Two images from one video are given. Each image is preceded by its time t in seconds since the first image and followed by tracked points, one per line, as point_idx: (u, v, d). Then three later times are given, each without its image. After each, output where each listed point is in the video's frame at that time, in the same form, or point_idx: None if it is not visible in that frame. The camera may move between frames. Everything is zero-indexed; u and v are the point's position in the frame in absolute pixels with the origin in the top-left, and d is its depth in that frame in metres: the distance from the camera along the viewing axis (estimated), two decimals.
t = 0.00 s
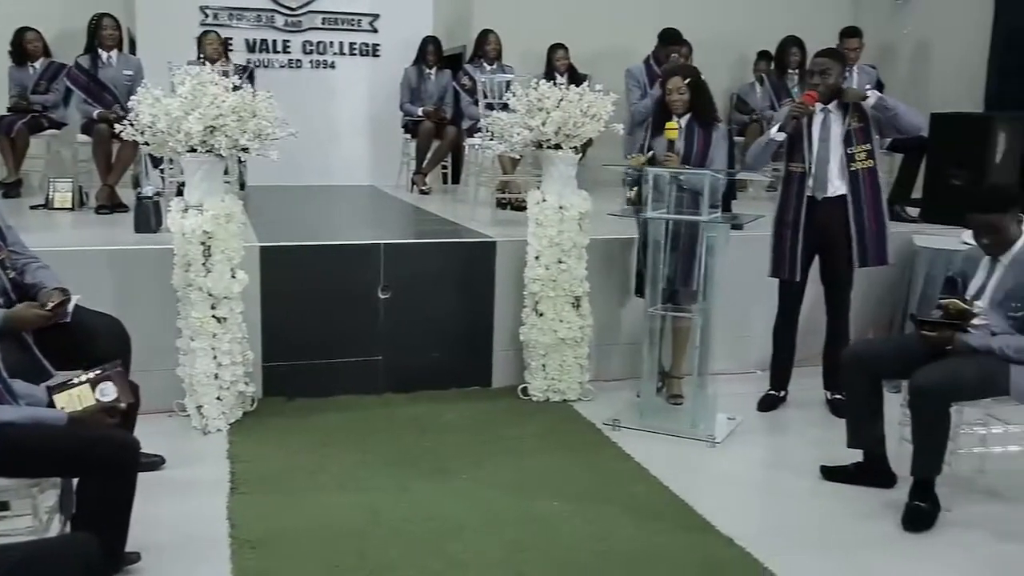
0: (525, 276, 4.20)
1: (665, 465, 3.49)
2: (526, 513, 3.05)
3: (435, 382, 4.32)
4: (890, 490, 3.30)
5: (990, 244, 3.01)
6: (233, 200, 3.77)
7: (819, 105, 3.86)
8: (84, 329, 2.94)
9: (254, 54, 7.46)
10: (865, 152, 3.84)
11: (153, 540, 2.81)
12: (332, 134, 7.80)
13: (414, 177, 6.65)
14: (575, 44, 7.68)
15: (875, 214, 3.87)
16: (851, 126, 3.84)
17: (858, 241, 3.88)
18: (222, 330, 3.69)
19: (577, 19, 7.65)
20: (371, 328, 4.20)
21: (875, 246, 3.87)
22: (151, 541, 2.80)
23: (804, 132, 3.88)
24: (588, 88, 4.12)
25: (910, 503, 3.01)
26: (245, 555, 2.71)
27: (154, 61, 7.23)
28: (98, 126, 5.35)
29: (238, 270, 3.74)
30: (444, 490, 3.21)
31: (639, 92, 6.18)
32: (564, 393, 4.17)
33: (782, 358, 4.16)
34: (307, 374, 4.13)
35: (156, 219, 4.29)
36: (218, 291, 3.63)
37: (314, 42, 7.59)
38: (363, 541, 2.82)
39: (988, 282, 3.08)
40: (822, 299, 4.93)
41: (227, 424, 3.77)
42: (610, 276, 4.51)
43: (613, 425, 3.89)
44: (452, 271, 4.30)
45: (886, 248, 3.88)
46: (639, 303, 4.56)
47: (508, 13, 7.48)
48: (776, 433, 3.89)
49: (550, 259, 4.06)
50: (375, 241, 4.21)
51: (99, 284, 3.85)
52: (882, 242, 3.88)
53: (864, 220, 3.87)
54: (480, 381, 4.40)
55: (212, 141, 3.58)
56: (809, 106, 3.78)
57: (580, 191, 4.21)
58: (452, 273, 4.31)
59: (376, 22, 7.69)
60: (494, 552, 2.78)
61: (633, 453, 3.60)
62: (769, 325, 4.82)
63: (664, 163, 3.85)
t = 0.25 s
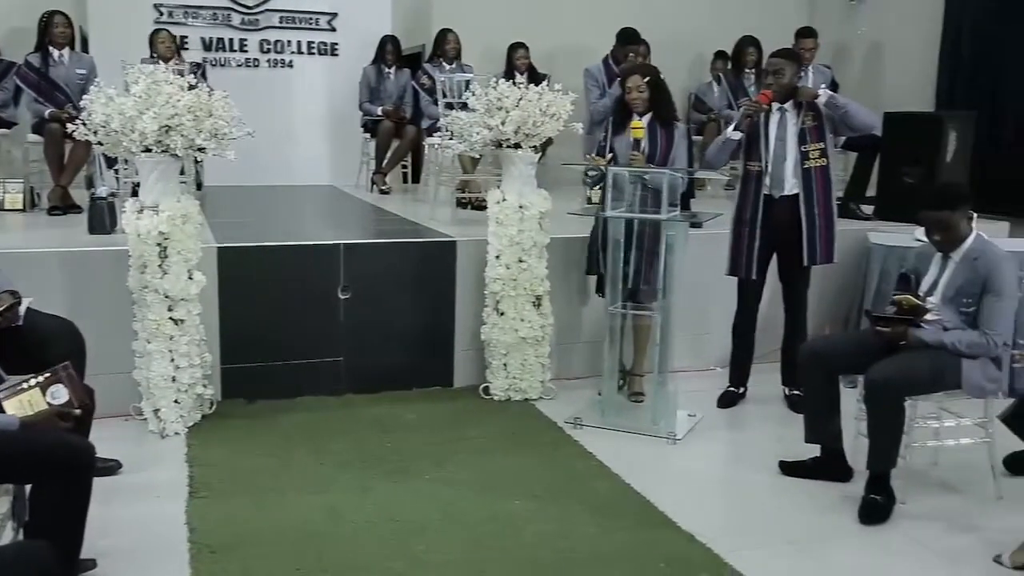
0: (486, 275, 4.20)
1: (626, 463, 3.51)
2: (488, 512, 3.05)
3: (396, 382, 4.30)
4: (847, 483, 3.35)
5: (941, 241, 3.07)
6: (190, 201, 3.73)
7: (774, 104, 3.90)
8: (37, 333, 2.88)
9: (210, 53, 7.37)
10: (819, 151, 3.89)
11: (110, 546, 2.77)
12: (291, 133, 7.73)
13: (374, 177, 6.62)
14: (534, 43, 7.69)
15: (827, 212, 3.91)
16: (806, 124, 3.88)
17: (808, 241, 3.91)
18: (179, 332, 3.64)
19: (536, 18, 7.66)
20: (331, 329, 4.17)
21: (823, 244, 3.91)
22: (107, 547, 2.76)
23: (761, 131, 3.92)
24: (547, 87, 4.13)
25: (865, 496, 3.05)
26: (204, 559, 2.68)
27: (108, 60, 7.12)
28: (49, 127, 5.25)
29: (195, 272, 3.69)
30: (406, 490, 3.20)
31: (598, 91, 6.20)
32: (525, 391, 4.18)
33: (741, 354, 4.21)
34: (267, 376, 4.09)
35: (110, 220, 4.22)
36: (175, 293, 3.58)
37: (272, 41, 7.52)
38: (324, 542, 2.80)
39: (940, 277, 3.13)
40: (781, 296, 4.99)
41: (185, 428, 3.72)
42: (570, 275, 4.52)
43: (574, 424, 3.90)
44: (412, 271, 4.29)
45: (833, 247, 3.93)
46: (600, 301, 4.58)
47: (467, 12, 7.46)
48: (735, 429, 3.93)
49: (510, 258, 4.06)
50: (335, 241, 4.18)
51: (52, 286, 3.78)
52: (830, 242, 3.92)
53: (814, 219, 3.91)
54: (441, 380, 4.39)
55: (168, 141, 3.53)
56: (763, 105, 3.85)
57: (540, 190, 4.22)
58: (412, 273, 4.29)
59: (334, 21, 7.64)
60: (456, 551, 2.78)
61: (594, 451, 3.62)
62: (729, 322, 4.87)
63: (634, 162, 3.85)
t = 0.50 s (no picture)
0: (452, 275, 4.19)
1: (593, 461, 3.52)
2: (456, 512, 3.05)
3: (362, 384, 4.28)
4: (810, 479, 3.39)
5: (901, 239, 3.10)
6: (151, 202, 3.69)
7: (736, 105, 3.94)
8: None
9: (171, 52, 7.29)
10: (779, 151, 3.92)
11: (72, 552, 2.73)
12: (254, 133, 7.67)
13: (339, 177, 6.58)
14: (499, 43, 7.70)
15: (788, 212, 3.95)
16: (766, 124, 3.92)
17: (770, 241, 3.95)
18: (142, 334, 3.60)
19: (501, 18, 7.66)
20: (297, 330, 4.14)
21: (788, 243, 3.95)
22: (69, 554, 2.71)
23: (723, 132, 3.96)
24: (512, 87, 4.13)
25: (829, 492, 3.09)
26: (168, 564, 2.65)
27: (67, 59, 7.02)
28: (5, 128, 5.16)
29: (158, 273, 3.65)
30: (373, 492, 3.19)
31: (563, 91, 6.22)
32: (493, 391, 4.18)
33: (707, 352, 4.24)
34: (231, 378, 4.05)
35: (70, 222, 4.16)
36: (137, 295, 3.54)
37: (234, 41, 7.45)
38: (291, 545, 2.79)
39: (901, 275, 3.18)
40: (745, 294, 5.04)
41: (148, 432, 3.68)
42: (537, 275, 4.53)
43: (542, 424, 3.91)
44: (378, 271, 4.27)
45: (798, 247, 3.96)
46: (566, 301, 4.59)
47: (432, 12, 7.45)
48: (700, 427, 3.96)
49: (476, 258, 4.06)
50: (300, 242, 4.15)
51: (10, 289, 3.72)
52: (795, 240, 3.96)
53: (775, 219, 3.94)
54: (408, 381, 4.37)
55: (128, 141, 3.48)
56: (722, 106, 3.89)
57: (505, 190, 4.22)
58: (378, 274, 4.27)
59: (297, 20, 7.59)
60: (423, 552, 2.77)
61: (561, 450, 3.63)
62: (694, 320, 4.90)
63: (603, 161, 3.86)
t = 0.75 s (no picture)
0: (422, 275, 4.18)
1: (564, 460, 3.53)
2: (428, 513, 3.04)
3: (332, 385, 4.26)
4: (780, 476, 3.42)
5: (866, 237, 3.14)
6: (118, 203, 3.64)
7: (704, 105, 3.96)
8: None
9: (137, 51, 7.20)
10: (745, 151, 3.94)
11: (38, 558, 2.69)
12: (222, 133, 7.60)
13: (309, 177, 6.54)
14: (469, 43, 7.69)
15: (753, 212, 3.96)
16: (732, 125, 3.94)
17: (736, 241, 3.98)
18: (109, 337, 3.55)
19: (471, 18, 7.66)
20: (266, 332, 4.11)
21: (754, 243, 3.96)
22: (35, 560, 2.67)
23: (690, 132, 4.00)
24: (481, 87, 4.12)
25: (798, 489, 3.12)
26: (137, 569, 2.62)
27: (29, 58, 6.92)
28: None
29: (124, 275, 3.61)
30: (345, 493, 3.17)
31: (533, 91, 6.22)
32: (464, 391, 4.17)
33: (677, 351, 4.27)
34: (200, 380, 4.02)
35: (34, 223, 4.10)
36: (103, 297, 3.50)
37: (201, 40, 7.38)
38: (262, 548, 2.76)
39: (867, 273, 3.21)
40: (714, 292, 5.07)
41: (116, 435, 3.63)
42: (508, 275, 4.53)
43: (513, 423, 3.91)
44: (348, 272, 4.25)
45: (765, 248, 3.97)
46: (538, 300, 4.59)
47: (402, 11, 7.42)
48: (671, 425, 3.98)
49: (446, 257, 4.06)
50: (269, 243, 4.12)
51: None
52: (761, 240, 3.97)
53: (741, 218, 3.96)
54: (379, 382, 4.36)
55: (93, 142, 3.44)
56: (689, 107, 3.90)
57: (475, 189, 4.22)
58: (348, 274, 4.25)
59: (265, 20, 7.53)
60: (396, 553, 2.76)
61: (533, 449, 3.63)
62: (665, 319, 4.93)
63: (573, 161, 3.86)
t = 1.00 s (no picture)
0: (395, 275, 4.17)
1: (538, 460, 3.53)
2: (402, 514, 3.03)
3: (305, 386, 4.24)
4: (752, 473, 3.45)
5: (835, 236, 3.17)
6: (85, 204, 3.60)
7: (676, 105, 3.99)
8: None
9: (105, 51, 7.12)
10: (714, 151, 3.97)
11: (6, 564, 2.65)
12: (192, 133, 7.54)
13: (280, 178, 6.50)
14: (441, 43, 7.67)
15: (721, 212, 3.99)
16: (701, 125, 3.97)
17: (703, 242, 4.01)
18: (77, 340, 3.51)
19: (443, 18, 7.64)
20: (237, 333, 4.08)
21: (720, 242, 4.00)
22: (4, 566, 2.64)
23: (661, 133, 4.02)
24: (453, 87, 4.12)
25: (770, 486, 3.15)
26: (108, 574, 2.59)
27: None
28: None
29: (93, 277, 3.57)
30: (318, 495, 3.16)
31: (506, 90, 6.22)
32: (438, 392, 4.17)
33: (650, 350, 4.28)
34: (171, 383, 3.98)
35: None
36: (71, 299, 3.45)
37: (170, 39, 7.31)
38: (235, 551, 2.75)
39: (836, 271, 3.23)
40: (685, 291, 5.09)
41: (85, 439, 3.59)
42: (481, 275, 4.53)
43: (487, 423, 3.90)
44: (321, 272, 4.23)
45: (730, 248, 4.02)
46: (511, 300, 4.60)
47: (374, 11, 7.39)
48: (644, 424, 4.00)
49: (419, 257, 4.05)
50: (240, 244, 4.09)
51: None
52: (728, 241, 4.00)
53: (710, 217, 3.98)
54: (352, 383, 4.34)
55: (60, 142, 3.39)
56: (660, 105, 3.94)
57: (448, 189, 4.22)
58: (321, 275, 4.23)
59: (235, 19, 7.48)
60: (370, 554, 2.75)
61: (507, 449, 3.63)
62: (638, 318, 4.95)
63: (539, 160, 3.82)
